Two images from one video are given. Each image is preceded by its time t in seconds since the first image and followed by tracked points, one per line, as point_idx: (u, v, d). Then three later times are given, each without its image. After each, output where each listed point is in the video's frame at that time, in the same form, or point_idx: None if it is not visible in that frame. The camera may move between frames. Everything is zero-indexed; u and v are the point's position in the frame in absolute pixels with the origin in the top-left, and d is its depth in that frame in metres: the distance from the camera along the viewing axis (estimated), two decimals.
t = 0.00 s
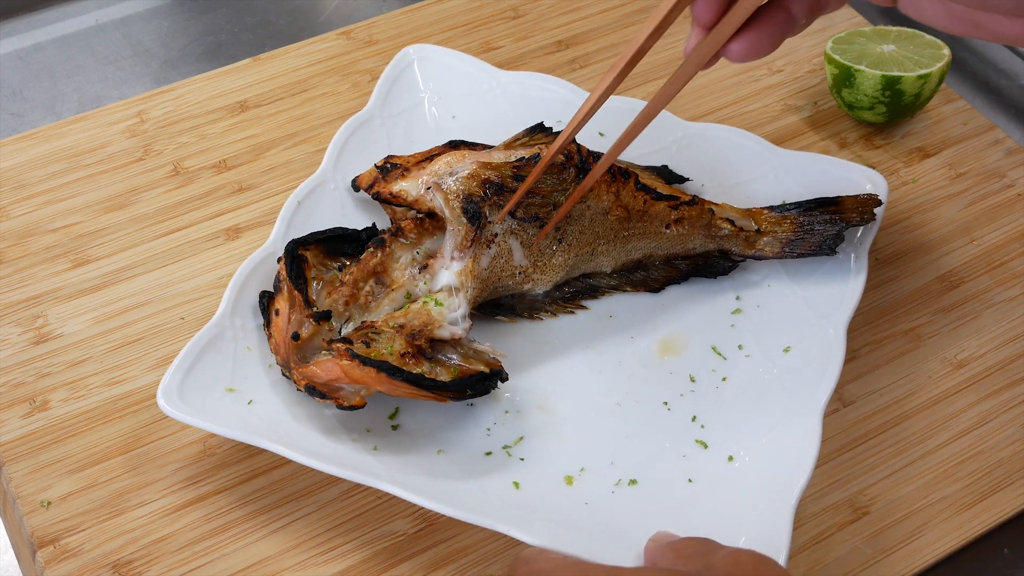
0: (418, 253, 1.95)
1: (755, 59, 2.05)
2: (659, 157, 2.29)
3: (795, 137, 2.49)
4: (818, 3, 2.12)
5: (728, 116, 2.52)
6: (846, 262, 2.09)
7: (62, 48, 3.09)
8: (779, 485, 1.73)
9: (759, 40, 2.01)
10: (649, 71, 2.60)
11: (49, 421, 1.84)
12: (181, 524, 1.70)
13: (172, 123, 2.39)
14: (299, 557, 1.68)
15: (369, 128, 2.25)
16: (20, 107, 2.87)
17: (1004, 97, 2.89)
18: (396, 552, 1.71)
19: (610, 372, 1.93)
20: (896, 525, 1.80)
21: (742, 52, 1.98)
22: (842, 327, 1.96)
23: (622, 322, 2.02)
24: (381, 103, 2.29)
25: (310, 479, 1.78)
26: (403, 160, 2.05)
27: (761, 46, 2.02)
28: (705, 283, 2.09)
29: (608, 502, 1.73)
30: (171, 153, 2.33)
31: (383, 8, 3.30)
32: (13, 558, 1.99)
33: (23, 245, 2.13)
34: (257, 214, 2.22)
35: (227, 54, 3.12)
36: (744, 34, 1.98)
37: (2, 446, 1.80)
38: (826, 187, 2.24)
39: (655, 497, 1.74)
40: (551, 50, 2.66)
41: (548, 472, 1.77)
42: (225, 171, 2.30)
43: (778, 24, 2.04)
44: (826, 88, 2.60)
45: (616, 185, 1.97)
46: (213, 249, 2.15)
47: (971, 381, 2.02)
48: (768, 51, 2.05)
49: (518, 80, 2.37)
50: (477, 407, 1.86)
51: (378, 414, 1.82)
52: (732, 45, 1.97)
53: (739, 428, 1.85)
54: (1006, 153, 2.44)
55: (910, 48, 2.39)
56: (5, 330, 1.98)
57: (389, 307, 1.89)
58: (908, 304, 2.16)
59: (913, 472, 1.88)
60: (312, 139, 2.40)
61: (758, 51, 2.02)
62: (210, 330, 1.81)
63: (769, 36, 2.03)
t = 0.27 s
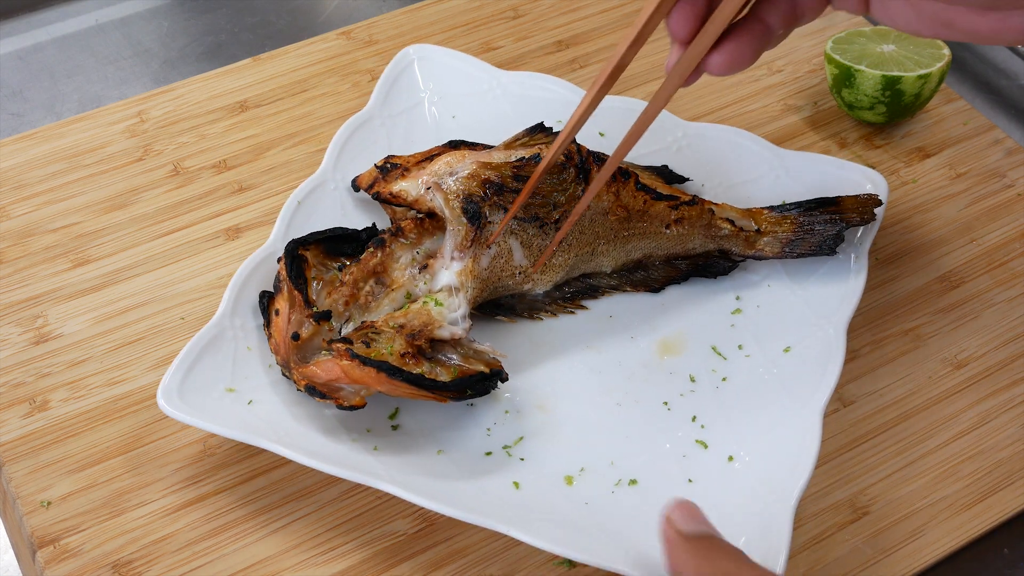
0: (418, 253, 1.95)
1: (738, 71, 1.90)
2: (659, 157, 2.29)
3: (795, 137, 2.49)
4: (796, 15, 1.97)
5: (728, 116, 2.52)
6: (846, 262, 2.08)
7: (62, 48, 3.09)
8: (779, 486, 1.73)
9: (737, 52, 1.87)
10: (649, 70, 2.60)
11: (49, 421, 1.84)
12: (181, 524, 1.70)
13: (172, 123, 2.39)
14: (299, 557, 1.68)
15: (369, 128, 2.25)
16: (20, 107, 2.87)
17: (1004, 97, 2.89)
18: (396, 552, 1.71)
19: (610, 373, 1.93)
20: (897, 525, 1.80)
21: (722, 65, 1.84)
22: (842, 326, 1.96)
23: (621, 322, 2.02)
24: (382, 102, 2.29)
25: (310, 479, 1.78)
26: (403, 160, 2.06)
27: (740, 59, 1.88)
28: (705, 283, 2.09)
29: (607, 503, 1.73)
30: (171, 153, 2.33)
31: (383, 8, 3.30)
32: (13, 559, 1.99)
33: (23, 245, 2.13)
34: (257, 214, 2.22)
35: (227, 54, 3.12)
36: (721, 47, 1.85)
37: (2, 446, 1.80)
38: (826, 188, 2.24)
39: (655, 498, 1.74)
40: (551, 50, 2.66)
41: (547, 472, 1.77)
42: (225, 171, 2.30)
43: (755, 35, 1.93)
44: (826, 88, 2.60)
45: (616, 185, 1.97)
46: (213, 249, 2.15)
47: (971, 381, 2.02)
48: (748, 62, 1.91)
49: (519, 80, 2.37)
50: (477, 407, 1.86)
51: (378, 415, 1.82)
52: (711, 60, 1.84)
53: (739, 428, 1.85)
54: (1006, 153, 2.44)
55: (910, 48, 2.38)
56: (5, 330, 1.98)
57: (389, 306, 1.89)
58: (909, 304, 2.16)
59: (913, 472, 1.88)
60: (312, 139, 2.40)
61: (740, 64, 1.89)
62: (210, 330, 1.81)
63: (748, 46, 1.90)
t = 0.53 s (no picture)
0: (418, 253, 1.94)
1: (733, 91, 2.07)
2: (659, 157, 2.29)
3: (795, 137, 2.49)
4: (785, 31, 2.15)
5: (728, 116, 2.52)
6: (845, 262, 2.08)
7: (62, 48, 3.09)
8: (778, 486, 1.73)
9: (730, 70, 2.04)
10: (649, 70, 2.60)
11: (48, 421, 1.84)
12: (181, 524, 1.70)
13: (172, 123, 2.39)
14: (299, 557, 1.68)
15: (369, 128, 2.25)
16: (20, 107, 2.87)
17: (1004, 97, 2.89)
18: (396, 552, 1.71)
19: (610, 373, 1.93)
20: (896, 525, 1.80)
21: (715, 86, 2.01)
22: (842, 326, 1.96)
23: (621, 321, 2.02)
24: (382, 102, 2.29)
25: (310, 479, 1.79)
26: (404, 160, 2.06)
27: (736, 76, 2.05)
28: (705, 282, 2.09)
29: (607, 503, 1.73)
30: (171, 153, 2.33)
31: (383, 8, 3.30)
32: (13, 559, 1.99)
33: (23, 245, 2.13)
34: (257, 214, 2.22)
35: (227, 53, 3.12)
36: (714, 69, 2.02)
37: (2, 446, 1.80)
38: (826, 188, 2.23)
39: (654, 498, 1.74)
40: (551, 50, 2.66)
41: (547, 472, 1.77)
42: (225, 171, 2.30)
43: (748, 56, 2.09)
44: (826, 88, 2.60)
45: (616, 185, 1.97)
46: (213, 249, 2.15)
47: (971, 381, 2.02)
48: (743, 79, 2.07)
49: (519, 80, 2.37)
50: (477, 407, 1.86)
51: (378, 415, 1.82)
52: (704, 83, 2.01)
53: (739, 428, 1.85)
54: (1006, 153, 2.44)
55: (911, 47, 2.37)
56: (5, 330, 1.98)
57: (389, 306, 1.89)
58: (909, 304, 2.16)
59: (913, 473, 1.88)
60: (312, 139, 2.40)
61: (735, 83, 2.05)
62: (210, 330, 1.81)
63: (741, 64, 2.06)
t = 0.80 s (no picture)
0: (418, 254, 1.94)
1: (711, 96, 2.08)
2: (659, 157, 2.29)
3: (795, 137, 2.50)
4: (769, 39, 2.19)
5: (728, 116, 2.52)
6: (845, 262, 2.08)
7: (62, 48, 3.09)
8: (779, 486, 1.73)
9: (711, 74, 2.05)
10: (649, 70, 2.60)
11: (49, 421, 1.84)
12: (181, 524, 1.70)
13: (172, 123, 2.39)
14: (299, 557, 1.68)
15: (369, 128, 2.25)
16: (20, 107, 2.87)
17: (1004, 97, 2.89)
18: (396, 552, 1.71)
19: (610, 373, 1.93)
20: (896, 525, 1.80)
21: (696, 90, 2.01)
22: (842, 325, 1.96)
23: (621, 321, 2.02)
24: (382, 102, 2.29)
25: (310, 479, 1.79)
26: (403, 160, 2.06)
27: (716, 82, 2.06)
28: (705, 283, 2.10)
29: (607, 502, 1.73)
30: (171, 153, 2.33)
31: (383, 8, 3.30)
32: (13, 559, 1.99)
33: (23, 245, 2.13)
34: (257, 214, 2.22)
35: (227, 53, 3.12)
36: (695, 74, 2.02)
37: (2, 446, 1.80)
38: (826, 189, 2.23)
39: (654, 497, 1.74)
40: (551, 50, 2.66)
41: (547, 472, 1.77)
42: (225, 171, 2.30)
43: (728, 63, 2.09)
44: (826, 88, 2.60)
45: (616, 185, 1.97)
46: (213, 249, 2.15)
47: (971, 381, 2.02)
48: (723, 85, 2.09)
49: (519, 80, 2.37)
50: (477, 407, 1.86)
51: (378, 415, 1.82)
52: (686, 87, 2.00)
53: (739, 428, 1.85)
54: (1006, 153, 2.44)
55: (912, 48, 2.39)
56: (5, 330, 1.98)
57: (389, 307, 1.90)
58: (909, 304, 2.16)
59: (913, 473, 1.88)
60: (312, 139, 2.40)
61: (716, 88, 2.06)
62: (210, 330, 1.81)
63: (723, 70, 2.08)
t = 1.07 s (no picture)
0: (417, 252, 1.95)
1: (702, 94, 2.05)
2: (659, 157, 2.29)
3: (795, 137, 2.50)
4: (762, 40, 2.19)
5: (728, 116, 2.52)
6: (845, 262, 2.08)
7: (62, 48, 3.09)
8: (779, 486, 1.73)
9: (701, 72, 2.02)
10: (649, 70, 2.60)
11: (49, 421, 1.84)
12: (181, 524, 1.70)
13: (172, 123, 2.39)
14: (299, 557, 1.68)
15: (369, 128, 2.25)
16: (20, 107, 2.87)
17: (1004, 97, 2.89)
18: (397, 552, 1.71)
19: (609, 372, 1.93)
20: (896, 525, 1.80)
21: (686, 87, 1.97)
22: (842, 325, 1.96)
23: (621, 321, 2.02)
24: (382, 102, 2.29)
25: (311, 479, 1.79)
26: (402, 158, 2.05)
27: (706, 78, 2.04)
28: (704, 282, 2.09)
29: (606, 502, 1.73)
30: (171, 153, 2.33)
31: (383, 8, 3.30)
32: (13, 559, 1.99)
33: (23, 245, 2.13)
34: (257, 214, 2.22)
35: (227, 53, 3.12)
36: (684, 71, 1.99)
37: (2, 446, 1.80)
38: (826, 188, 2.23)
39: (654, 498, 1.74)
40: (551, 50, 2.66)
41: (547, 472, 1.77)
42: (225, 171, 2.30)
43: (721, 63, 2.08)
44: (826, 88, 2.60)
45: (615, 183, 1.96)
46: (213, 249, 2.15)
47: (972, 381, 2.02)
48: (714, 83, 2.07)
49: (519, 81, 2.37)
50: (477, 407, 1.86)
51: (378, 415, 1.82)
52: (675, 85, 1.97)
53: (739, 428, 1.85)
54: (1006, 153, 2.44)
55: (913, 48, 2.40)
56: (5, 330, 1.98)
57: (389, 305, 1.90)
58: (909, 304, 2.16)
59: (913, 473, 1.88)
60: (312, 139, 2.40)
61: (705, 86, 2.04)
62: (210, 330, 1.81)
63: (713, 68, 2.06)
